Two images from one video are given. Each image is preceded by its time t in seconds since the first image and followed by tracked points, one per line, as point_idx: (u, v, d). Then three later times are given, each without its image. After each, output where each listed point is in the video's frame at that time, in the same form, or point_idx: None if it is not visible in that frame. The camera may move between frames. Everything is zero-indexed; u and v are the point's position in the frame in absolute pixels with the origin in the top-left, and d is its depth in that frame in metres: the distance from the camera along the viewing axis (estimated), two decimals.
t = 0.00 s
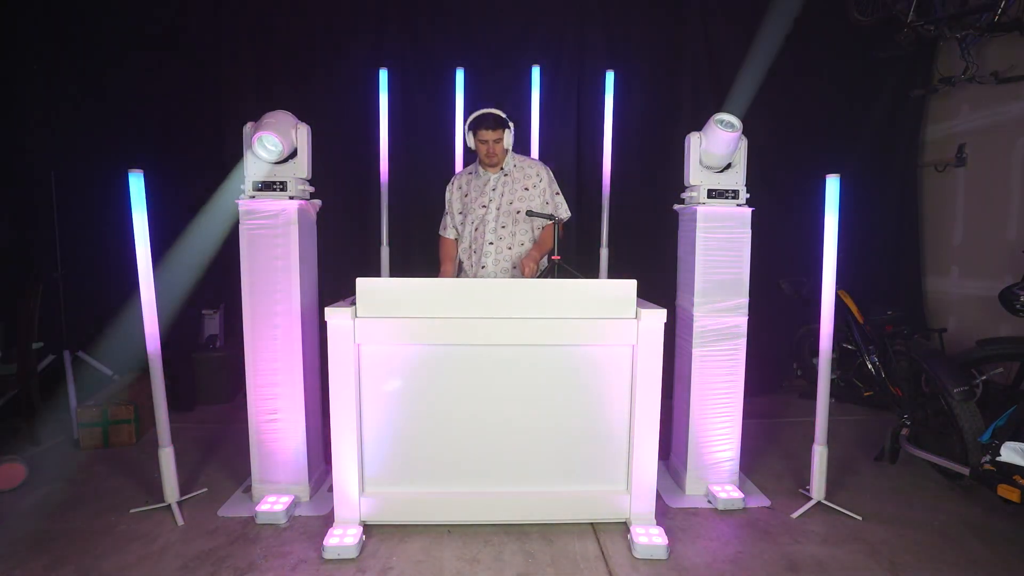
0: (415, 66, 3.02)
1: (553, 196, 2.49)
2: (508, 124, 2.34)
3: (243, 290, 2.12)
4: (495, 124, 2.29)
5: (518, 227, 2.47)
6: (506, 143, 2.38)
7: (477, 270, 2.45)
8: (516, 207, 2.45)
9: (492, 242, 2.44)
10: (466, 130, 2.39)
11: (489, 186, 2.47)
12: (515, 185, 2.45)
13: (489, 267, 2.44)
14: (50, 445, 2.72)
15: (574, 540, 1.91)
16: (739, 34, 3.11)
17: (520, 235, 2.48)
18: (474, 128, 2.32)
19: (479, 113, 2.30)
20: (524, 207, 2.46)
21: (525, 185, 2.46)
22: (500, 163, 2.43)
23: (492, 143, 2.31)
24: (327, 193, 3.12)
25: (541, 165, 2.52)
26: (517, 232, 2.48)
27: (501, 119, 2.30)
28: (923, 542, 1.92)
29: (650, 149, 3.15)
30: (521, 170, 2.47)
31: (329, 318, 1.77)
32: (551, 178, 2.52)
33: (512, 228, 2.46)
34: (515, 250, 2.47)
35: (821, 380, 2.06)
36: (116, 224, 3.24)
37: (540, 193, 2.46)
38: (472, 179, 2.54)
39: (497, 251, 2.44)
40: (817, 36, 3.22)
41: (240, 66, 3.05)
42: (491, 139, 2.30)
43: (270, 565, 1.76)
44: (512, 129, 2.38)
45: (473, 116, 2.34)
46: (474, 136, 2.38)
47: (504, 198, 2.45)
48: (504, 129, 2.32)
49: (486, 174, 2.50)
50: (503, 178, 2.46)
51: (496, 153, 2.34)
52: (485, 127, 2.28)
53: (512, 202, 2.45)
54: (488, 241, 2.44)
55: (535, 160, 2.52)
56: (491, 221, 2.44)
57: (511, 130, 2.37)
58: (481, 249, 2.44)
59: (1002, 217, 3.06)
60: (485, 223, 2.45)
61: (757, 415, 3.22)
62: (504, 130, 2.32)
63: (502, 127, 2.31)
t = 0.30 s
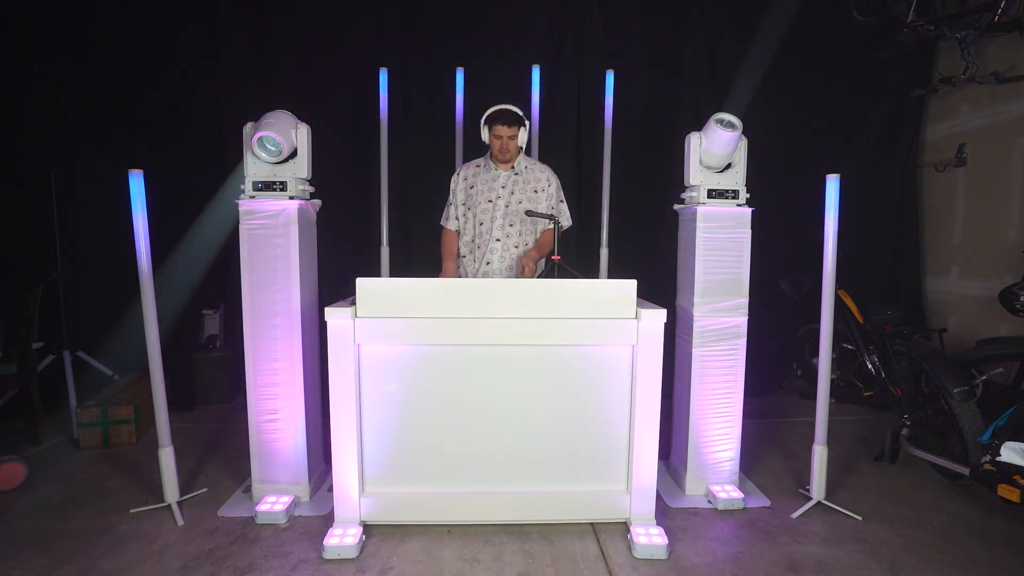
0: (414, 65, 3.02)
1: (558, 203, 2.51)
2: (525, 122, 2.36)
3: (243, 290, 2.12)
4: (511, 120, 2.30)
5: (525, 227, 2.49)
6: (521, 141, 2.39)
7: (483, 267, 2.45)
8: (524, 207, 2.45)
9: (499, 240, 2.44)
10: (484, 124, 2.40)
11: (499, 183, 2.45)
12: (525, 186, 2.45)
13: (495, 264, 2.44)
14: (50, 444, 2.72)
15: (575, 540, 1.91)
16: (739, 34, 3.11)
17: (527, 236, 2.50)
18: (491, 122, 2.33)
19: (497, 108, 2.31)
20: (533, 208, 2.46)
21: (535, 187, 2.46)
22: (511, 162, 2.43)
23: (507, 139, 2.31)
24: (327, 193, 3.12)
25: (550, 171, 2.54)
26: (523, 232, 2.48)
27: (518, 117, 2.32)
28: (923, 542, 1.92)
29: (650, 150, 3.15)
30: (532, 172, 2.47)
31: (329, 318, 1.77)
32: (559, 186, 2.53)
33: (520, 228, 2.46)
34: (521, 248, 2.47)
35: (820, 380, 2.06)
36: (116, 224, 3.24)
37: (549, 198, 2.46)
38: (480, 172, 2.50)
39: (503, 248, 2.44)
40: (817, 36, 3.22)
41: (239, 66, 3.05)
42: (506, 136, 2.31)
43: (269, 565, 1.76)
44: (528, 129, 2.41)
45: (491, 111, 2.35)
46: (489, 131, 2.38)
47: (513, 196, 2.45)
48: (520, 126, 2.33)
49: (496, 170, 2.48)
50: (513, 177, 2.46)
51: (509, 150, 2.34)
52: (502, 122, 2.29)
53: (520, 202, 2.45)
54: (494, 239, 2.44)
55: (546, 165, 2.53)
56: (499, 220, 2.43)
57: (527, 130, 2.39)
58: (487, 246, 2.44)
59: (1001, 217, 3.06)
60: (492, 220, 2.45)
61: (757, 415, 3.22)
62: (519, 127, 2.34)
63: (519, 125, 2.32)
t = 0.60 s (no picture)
0: (415, 65, 3.02)
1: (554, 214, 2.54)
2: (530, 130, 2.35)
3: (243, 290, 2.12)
4: (516, 128, 2.29)
5: (521, 235, 2.51)
6: (524, 149, 2.40)
7: (476, 269, 2.46)
8: (522, 213, 2.48)
9: (494, 244, 2.45)
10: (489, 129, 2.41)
11: (500, 188, 2.47)
12: (525, 196, 2.47)
13: (488, 268, 2.45)
14: (50, 445, 2.73)
15: (574, 540, 1.91)
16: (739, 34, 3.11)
17: (522, 241, 2.51)
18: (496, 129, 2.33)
19: (502, 116, 2.30)
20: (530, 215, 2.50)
21: (533, 199, 2.49)
22: (514, 169, 2.45)
23: (510, 148, 2.33)
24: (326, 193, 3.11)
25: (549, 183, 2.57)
26: (518, 240, 2.50)
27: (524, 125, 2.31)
28: (922, 542, 1.92)
29: (650, 150, 3.15)
30: (532, 183, 2.50)
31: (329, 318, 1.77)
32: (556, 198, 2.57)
33: (516, 235, 2.48)
34: (513, 255, 2.48)
35: (820, 379, 2.06)
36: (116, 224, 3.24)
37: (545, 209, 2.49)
38: (482, 171, 2.48)
39: (498, 254, 2.45)
40: (817, 36, 3.22)
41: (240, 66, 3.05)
42: (510, 145, 2.32)
43: (269, 565, 1.76)
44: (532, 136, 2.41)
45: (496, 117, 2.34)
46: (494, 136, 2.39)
47: (513, 203, 2.47)
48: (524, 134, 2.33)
49: (498, 173, 2.49)
50: (515, 184, 2.48)
51: (512, 158, 2.36)
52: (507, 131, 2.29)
53: (519, 207, 2.48)
54: (490, 242, 2.45)
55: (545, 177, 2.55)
56: (497, 225, 2.44)
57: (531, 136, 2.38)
58: (482, 249, 2.45)
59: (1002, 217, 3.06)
60: (489, 223, 2.45)
61: (757, 415, 3.22)
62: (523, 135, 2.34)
63: (523, 133, 2.32)
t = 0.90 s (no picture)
0: (415, 66, 3.02)
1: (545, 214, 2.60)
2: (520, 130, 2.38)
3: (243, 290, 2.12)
4: (505, 129, 2.30)
5: (511, 234, 2.52)
6: (514, 148, 2.40)
7: (468, 268, 2.46)
8: (513, 213, 2.49)
9: (487, 243, 2.45)
10: (479, 129, 2.43)
11: (491, 186, 2.47)
12: (516, 197, 2.50)
13: (480, 267, 2.45)
14: (50, 445, 2.72)
15: (574, 540, 1.91)
16: (739, 34, 3.11)
17: (512, 241, 2.52)
18: (486, 129, 2.34)
19: (492, 115, 2.32)
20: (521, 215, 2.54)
21: (524, 200, 2.53)
22: (504, 169, 2.45)
23: (500, 147, 2.33)
24: (326, 193, 3.11)
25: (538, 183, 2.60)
26: (509, 239, 2.51)
27: (513, 124, 2.33)
28: (922, 542, 1.92)
29: (650, 149, 3.15)
30: (521, 183, 2.53)
31: (330, 318, 1.77)
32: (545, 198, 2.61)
33: (507, 234, 2.50)
34: (504, 255, 2.50)
35: (821, 379, 2.06)
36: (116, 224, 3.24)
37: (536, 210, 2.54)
38: (472, 169, 2.48)
39: (490, 252, 2.46)
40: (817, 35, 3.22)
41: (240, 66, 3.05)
42: (500, 144, 2.32)
43: (269, 565, 1.76)
44: (522, 136, 2.43)
45: (487, 117, 2.36)
46: (484, 137, 2.40)
47: (504, 202, 2.48)
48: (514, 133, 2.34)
49: (488, 173, 2.48)
50: (505, 184, 2.48)
51: (503, 158, 2.36)
52: (496, 131, 2.30)
53: (511, 208, 2.49)
54: (482, 241, 2.45)
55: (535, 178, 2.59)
56: (488, 223, 2.45)
57: (521, 136, 2.40)
58: (474, 247, 2.45)
59: (1002, 218, 3.05)
60: (480, 221, 2.45)
61: (757, 415, 3.22)
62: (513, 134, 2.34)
63: (513, 132, 2.33)
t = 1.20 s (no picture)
0: (415, 65, 3.02)
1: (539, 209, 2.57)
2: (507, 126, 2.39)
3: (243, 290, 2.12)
4: (491, 125, 2.31)
5: (506, 231, 2.51)
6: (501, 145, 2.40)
7: (464, 267, 2.43)
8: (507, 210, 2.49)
9: (482, 241, 2.43)
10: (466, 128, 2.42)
11: (481, 184, 2.45)
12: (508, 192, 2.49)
13: (477, 265, 2.43)
14: (50, 445, 2.72)
15: (575, 540, 1.91)
16: (739, 34, 3.11)
17: (508, 238, 2.52)
18: (472, 127, 2.34)
19: (478, 113, 2.32)
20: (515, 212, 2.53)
21: (516, 194, 2.52)
22: (493, 165, 2.45)
23: (486, 144, 2.32)
24: (326, 193, 3.11)
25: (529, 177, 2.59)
26: (504, 237, 2.51)
27: (499, 119, 2.33)
28: (922, 542, 1.92)
29: (650, 149, 3.15)
30: (513, 178, 2.52)
31: (330, 318, 1.77)
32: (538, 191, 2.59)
33: (502, 231, 2.48)
34: (501, 253, 2.48)
35: (821, 379, 2.06)
36: (116, 224, 3.24)
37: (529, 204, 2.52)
38: (461, 170, 2.48)
39: (486, 250, 2.44)
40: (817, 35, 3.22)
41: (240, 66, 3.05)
42: (486, 141, 2.32)
43: (270, 565, 1.76)
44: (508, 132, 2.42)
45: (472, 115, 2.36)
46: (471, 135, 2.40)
47: (495, 198, 2.46)
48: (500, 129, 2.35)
49: (478, 171, 2.48)
50: (496, 180, 2.47)
51: (490, 154, 2.34)
52: (481, 128, 2.30)
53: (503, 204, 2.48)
54: (477, 239, 2.43)
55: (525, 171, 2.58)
56: (481, 221, 2.43)
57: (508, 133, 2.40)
58: (469, 246, 2.43)
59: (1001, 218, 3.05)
60: (473, 220, 2.43)
61: (757, 415, 3.22)
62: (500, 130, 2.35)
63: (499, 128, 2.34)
